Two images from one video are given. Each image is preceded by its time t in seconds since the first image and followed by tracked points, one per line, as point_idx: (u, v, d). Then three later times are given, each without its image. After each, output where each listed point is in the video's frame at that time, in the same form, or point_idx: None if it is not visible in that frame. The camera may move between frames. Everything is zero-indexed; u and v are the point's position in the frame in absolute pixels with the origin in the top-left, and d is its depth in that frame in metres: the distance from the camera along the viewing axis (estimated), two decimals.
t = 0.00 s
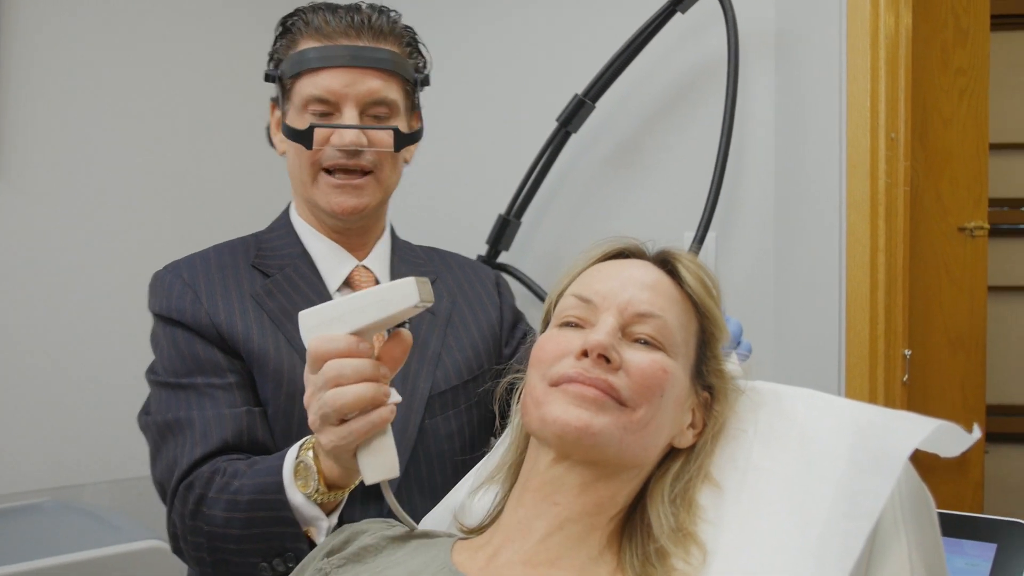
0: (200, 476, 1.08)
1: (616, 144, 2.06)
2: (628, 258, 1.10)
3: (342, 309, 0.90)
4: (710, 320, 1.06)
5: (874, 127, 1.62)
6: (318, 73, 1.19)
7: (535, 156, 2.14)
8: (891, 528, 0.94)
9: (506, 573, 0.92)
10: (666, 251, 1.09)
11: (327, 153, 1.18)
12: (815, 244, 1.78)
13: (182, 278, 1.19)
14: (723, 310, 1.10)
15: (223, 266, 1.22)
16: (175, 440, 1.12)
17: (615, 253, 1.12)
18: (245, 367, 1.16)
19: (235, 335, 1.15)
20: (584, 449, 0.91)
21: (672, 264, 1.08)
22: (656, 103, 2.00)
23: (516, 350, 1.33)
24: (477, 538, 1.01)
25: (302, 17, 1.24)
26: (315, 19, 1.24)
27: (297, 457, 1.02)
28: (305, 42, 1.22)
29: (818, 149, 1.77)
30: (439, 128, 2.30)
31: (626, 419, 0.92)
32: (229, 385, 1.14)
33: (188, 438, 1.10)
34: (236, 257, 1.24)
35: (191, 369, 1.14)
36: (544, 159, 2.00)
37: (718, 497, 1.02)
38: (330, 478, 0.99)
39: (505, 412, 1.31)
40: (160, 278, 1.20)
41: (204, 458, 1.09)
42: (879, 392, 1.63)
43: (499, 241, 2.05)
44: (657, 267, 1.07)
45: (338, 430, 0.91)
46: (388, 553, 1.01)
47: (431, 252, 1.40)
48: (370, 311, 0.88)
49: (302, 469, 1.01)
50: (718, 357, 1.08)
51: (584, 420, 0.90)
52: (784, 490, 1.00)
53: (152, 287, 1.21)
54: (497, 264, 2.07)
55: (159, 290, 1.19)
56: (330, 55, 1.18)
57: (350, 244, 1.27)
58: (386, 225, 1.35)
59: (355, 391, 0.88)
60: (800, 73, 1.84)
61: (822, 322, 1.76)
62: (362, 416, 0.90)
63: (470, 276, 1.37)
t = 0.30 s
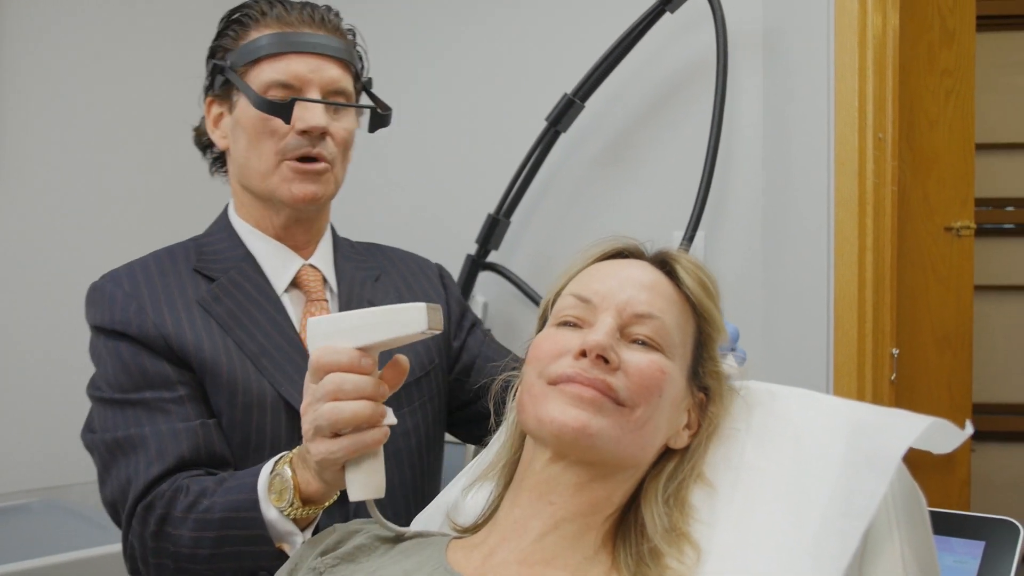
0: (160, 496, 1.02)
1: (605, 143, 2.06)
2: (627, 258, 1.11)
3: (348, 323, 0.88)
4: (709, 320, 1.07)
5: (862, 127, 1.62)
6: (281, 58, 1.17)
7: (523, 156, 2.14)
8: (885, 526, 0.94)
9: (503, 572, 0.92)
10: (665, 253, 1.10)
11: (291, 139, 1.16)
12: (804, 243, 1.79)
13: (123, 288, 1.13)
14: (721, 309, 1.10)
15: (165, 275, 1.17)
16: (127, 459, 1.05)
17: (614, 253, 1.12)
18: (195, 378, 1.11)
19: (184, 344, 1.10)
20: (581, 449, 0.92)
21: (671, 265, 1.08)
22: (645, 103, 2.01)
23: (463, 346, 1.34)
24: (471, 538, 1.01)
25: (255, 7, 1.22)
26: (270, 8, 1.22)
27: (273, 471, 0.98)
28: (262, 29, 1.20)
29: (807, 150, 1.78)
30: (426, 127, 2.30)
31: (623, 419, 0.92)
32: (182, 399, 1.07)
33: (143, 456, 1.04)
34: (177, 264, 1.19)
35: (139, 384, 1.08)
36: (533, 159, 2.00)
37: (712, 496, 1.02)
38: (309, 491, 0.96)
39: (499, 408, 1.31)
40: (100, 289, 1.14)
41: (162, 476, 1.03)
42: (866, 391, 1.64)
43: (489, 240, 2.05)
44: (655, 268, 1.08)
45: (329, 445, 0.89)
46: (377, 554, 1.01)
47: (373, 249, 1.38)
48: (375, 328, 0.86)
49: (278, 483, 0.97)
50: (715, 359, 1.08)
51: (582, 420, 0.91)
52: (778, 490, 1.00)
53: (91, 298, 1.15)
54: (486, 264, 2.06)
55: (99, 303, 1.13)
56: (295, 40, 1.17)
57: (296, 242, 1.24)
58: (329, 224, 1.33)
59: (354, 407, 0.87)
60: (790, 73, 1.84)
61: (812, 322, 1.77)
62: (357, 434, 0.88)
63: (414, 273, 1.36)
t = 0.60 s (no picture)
0: (149, 512, 1.01)
1: (601, 142, 2.06)
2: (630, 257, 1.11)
3: (398, 345, 0.91)
4: (712, 319, 1.07)
5: (859, 124, 1.62)
6: (251, 61, 1.16)
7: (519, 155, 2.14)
8: (885, 522, 0.95)
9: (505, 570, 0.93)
10: (667, 252, 1.10)
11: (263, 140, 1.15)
12: (801, 241, 1.79)
13: (94, 295, 1.11)
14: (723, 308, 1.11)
15: (136, 282, 1.14)
16: (106, 474, 1.04)
17: (617, 252, 1.13)
18: (173, 387, 1.09)
19: (162, 352, 1.08)
20: (583, 447, 0.92)
21: (674, 264, 1.09)
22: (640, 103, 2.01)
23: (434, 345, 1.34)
24: (472, 537, 1.02)
25: (222, 8, 1.21)
26: (237, 9, 1.21)
27: (282, 485, 0.98)
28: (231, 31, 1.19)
29: (803, 148, 1.78)
30: (421, 127, 2.30)
31: (625, 418, 0.93)
32: (162, 411, 1.06)
33: (125, 470, 1.03)
34: (146, 270, 1.16)
35: (117, 397, 1.06)
36: (529, 159, 2.00)
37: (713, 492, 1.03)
38: (316, 510, 0.96)
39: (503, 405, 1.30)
40: (68, 297, 1.11)
41: (147, 490, 1.02)
42: (862, 388, 1.64)
43: (486, 239, 2.05)
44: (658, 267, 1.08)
45: (349, 459, 0.89)
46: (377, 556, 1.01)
47: (338, 249, 1.39)
48: (426, 354, 0.89)
49: (287, 499, 0.97)
50: (717, 358, 1.09)
51: (585, 417, 0.91)
52: (779, 487, 1.01)
53: (58, 306, 1.12)
54: (483, 263, 2.06)
55: (68, 312, 1.10)
56: (265, 41, 1.16)
57: (266, 244, 1.23)
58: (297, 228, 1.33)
59: (384, 424, 0.87)
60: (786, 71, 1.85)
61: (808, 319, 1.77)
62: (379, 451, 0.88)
63: (380, 275, 1.37)
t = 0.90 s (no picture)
0: (154, 516, 1.00)
1: (598, 145, 2.07)
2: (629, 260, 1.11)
3: (417, 358, 0.93)
4: (710, 321, 1.07)
5: (854, 128, 1.62)
6: (253, 66, 1.16)
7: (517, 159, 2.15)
8: (883, 524, 0.95)
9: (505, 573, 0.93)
10: (665, 256, 1.10)
11: (262, 147, 1.15)
12: (799, 243, 1.79)
13: (95, 298, 1.10)
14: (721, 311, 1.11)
15: (136, 286, 1.14)
16: (108, 478, 1.03)
17: (615, 255, 1.13)
18: (176, 392, 1.09)
19: (165, 357, 1.08)
20: (582, 449, 0.92)
21: (672, 267, 1.09)
22: (637, 106, 2.02)
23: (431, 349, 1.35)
24: (471, 540, 1.02)
25: (225, 10, 1.21)
26: (240, 12, 1.21)
27: (293, 494, 1.00)
28: (233, 34, 1.19)
29: (801, 151, 1.78)
30: (420, 130, 2.30)
31: (624, 421, 0.93)
32: (165, 414, 1.06)
33: (129, 474, 1.02)
34: (146, 274, 1.16)
35: (119, 400, 1.06)
36: (527, 162, 2.00)
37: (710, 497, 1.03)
38: (330, 519, 0.98)
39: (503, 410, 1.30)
40: (68, 300, 1.10)
41: (154, 494, 1.02)
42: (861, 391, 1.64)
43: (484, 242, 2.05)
44: (656, 270, 1.09)
45: (367, 471, 0.90)
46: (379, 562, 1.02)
47: (334, 254, 1.39)
48: (446, 366, 0.92)
49: (300, 507, 0.99)
50: (715, 362, 1.09)
51: (585, 420, 0.91)
52: (779, 490, 1.01)
53: (56, 309, 1.11)
54: (481, 267, 2.06)
55: (68, 316, 1.09)
56: (267, 45, 1.16)
57: (265, 249, 1.23)
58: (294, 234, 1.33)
59: (405, 437, 0.89)
60: (783, 75, 1.85)
61: (806, 323, 1.77)
62: (398, 466, 0.90)
63: (376, 279, 1.38)
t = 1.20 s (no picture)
0: (161, 518, 1.01)
1: (598, 147, 2.07)
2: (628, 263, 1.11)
3: (425, 366, 0.94)
4: (707, 322, 1.07)
5: (854, 130, 1.61)
6: (260, 71, 1.16)
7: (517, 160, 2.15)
8: (883, 526, 0.95)
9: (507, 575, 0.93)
10: (664, 258, 1.10)
11: (268, 152, 1.15)
12: (800, 245, 1.79)
13: (103, 299, 1.10)
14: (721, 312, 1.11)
15: (144, 287, 1.14)
16: (114, 479, 1.03)
17: (615, 257, 1.12)
18: (183, 393, 1.09)
19: (173, 358, 1.08)
20: (583, 451, 0.92)
21: (670, 269, 1.09)
22: (637, 108, 2.02)
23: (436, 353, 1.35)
24: (472, 543, 1.02)
25: (234, 14, 1.21)
26: (248, 16, 1.21)
27: (299, 498, 1.00)
28: (241, 39, 1.19)
29: (801, 152, 1.78)
30: (420, 131, 2.30)
31: (625, 422, 0.93)
32: (172, 416, 1.06)
33: (135, 475, 1.03)
34: (154, 276, 1.16)
35: (127, 401, 1.06)
36: (527, 164, 1.99)
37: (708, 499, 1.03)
38: (335, 524, 0.98)
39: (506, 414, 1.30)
40: (75, 301, 1.10)
41: (158, 496, 1.02)
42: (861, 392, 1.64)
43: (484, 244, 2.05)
44: (655, 272, 1.09)
45: (373, 479, 0.90)
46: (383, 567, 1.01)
47: (341, 258, 1.40)
48: (454, 374, 0.92)
49: (305, 513, 0.99)
50: (715, 364, 1.09)
51: (585, 422, 0.91)
52: (780, 492, 1.01)
53: (63, 311, 1.11)
54: (482, 268, 2.06)
55: (75, 317, 1.09)
56: (274, 50, 1.16)
57: (272, 251, 1.23)
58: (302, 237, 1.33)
59: (411, 444, 0.89)
60: (783, 76, 1.85)
61: (807, 324, 1.77)
62: (404, 474, 0.90)
63: (382, 283, 1.38)
